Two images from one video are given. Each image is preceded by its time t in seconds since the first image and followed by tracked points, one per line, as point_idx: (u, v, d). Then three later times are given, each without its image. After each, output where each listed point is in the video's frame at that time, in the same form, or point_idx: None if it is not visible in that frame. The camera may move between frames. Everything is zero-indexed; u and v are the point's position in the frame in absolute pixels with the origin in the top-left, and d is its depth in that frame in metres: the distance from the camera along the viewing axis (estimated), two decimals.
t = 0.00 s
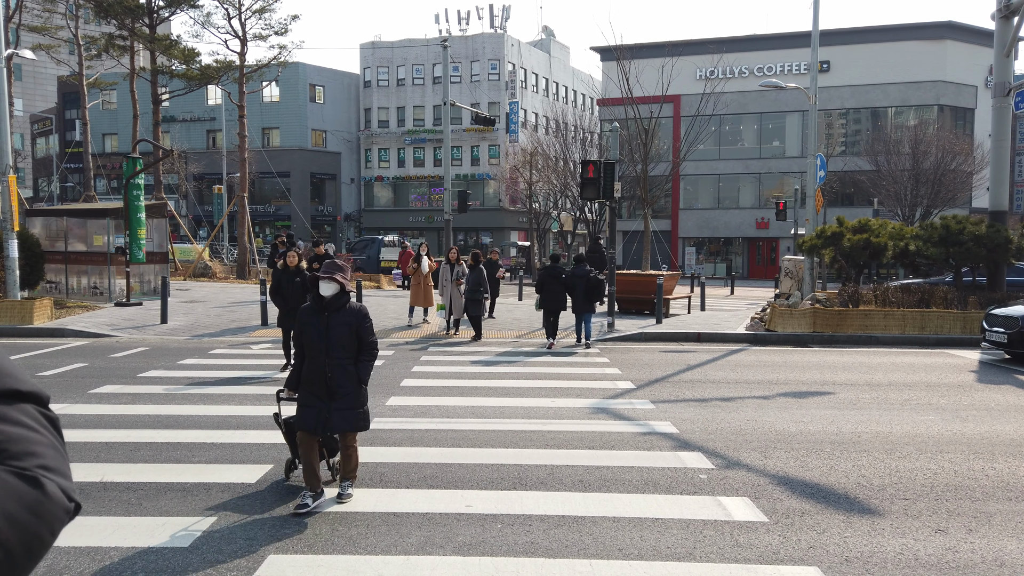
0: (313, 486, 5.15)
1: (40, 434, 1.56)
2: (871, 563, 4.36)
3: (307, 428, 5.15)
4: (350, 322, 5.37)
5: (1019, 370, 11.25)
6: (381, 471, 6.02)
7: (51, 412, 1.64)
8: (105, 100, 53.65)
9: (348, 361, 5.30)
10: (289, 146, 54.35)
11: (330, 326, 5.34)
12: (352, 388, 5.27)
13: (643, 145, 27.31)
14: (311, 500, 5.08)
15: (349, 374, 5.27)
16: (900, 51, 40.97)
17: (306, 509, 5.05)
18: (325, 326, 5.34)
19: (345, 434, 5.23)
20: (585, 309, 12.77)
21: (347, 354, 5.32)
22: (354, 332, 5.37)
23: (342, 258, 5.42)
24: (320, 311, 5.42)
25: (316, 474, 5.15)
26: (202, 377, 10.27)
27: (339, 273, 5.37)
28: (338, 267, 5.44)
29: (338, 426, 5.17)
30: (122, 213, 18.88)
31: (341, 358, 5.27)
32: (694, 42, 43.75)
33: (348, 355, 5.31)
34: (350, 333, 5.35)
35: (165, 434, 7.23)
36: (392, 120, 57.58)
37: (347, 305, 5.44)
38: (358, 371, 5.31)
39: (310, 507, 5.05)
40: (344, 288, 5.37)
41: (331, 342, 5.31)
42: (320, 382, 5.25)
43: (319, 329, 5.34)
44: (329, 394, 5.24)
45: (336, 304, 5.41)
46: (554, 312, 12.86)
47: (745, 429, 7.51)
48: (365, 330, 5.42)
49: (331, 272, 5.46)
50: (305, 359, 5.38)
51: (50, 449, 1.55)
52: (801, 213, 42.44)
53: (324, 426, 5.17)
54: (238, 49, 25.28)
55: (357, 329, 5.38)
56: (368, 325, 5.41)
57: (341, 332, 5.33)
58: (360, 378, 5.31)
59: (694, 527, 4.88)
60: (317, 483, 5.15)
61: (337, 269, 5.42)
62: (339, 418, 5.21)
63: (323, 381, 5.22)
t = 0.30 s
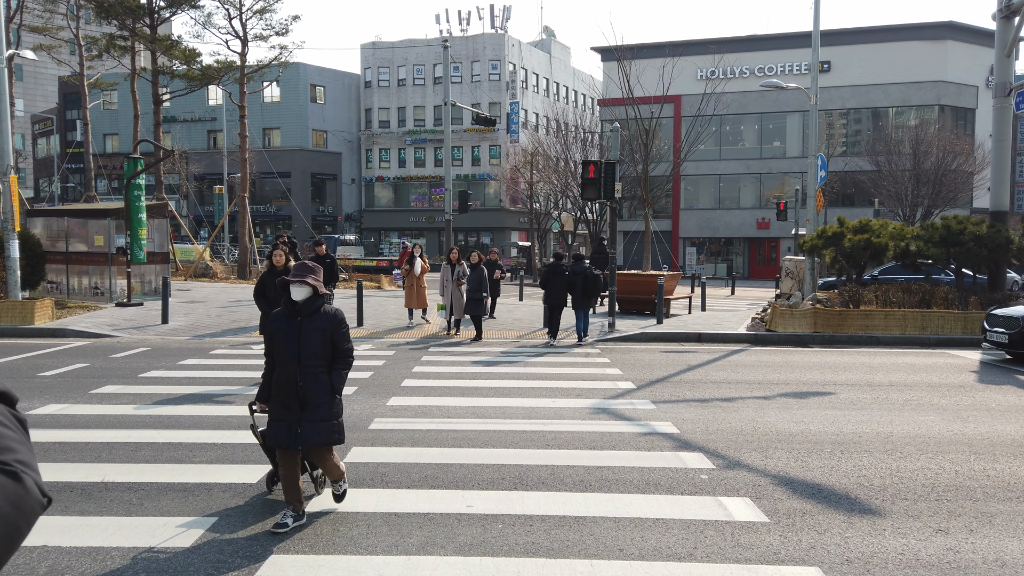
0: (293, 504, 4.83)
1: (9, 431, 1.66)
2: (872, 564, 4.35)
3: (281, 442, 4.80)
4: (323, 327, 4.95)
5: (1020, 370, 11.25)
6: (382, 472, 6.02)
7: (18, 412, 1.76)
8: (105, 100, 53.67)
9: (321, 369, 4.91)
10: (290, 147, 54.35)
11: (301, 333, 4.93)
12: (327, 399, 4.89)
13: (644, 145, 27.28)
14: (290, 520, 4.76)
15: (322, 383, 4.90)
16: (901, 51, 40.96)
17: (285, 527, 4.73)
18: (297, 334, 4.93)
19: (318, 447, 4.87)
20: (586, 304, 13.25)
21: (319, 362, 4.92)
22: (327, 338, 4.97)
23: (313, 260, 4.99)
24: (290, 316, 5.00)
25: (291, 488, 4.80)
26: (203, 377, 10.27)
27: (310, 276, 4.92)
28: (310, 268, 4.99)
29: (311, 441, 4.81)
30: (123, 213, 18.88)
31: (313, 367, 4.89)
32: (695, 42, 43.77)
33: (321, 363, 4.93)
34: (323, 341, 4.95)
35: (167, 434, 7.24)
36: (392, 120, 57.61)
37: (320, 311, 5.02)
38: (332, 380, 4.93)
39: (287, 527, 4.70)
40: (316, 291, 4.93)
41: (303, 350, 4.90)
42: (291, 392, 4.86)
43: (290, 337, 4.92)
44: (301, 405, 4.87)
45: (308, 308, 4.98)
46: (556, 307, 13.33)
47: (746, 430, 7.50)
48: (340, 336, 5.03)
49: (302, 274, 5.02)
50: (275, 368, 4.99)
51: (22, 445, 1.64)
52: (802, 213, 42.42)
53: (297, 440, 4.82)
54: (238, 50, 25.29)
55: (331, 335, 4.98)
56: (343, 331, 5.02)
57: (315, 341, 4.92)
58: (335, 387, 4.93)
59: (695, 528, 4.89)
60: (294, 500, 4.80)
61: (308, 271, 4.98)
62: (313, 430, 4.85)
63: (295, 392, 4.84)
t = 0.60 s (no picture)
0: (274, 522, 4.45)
1: None
2: (874, 564, 4.36)
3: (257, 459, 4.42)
4: (301, 335, 4.45)
5: (1021, 370, 11.25)
6: (384, 471, 6.03)
7: None
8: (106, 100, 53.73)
9: (301, 381, 4.44)
10: (291, 147, 54.37)
11: (277, 343, 4.43)
12: (306, 415, 4.43)
13: (645, 144, 27.26)
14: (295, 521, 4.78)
15: (300, 396, 4.43)
16: (903, 51, 40.96)
17: (273, 550, 4.23)
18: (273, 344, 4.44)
19: (297, 466, 4.43)
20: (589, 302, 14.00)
21: (298, 374, 4.44)
22: (306, 347, 4.47)
23: (291, 261, 4.46)
24: (265, 324, 4.49)
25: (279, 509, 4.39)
26: (204, 377, 10.28)
27: (287, 280, 4.40)
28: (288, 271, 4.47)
29: (288, 460, 4.36)
30: (124, 213, 18.88)
31: (291, 379, 4.41)
32: (696, 42, 43.75)
33: (300, 376, 4.45)
34: (302, 351, 4.45)
35: (169, 433, 7.26)
36: (394, 120, 57.65)
37: (300, 317, 4.51)
38: (313, 394, 4.45)
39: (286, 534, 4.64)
40: (295, 297, 4.43)
41: (279, 361, 4.42)
42: (267, 407, 4.41)
43: (266, 347, 4.43)
44: (279, 421, 4.42)
45: (286, 315, 4.48)
46: (560, 306, 14.02)
47: (746, 430, 7.51)
48: (320, 344, 4.52)
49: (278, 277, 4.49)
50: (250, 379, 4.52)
51: None
52: (804, 214, 42.40)
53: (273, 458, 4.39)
54: (240, 50, 25.33)
55: (310, 344, 4.48)
56: (323, 340, 4.52)
57: (292, 351, 4.42)
58: (315, 401, 4.45)
59: (696, 527, 4.89)
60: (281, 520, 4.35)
61: (285, 273, 4.47)
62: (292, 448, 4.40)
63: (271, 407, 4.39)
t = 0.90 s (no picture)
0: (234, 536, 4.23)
1: None
2: (876, 563, 4.35)
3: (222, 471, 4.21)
4: (270, 337, 4.25)
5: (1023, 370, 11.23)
6: (385, 471, 6.03)
7: None
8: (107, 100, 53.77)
9: (269, 388, 4.23)
10: (292, 147, 54.38)
11: (245, 346, 4.24)
12: (273, 424, 4.20)
13: (645, 144, 27.22)
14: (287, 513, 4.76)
15: (268, 404, 4.20)
16: (904, 51, 40.95)
17: (266, 564, 4.18)
18: (240, 346, 4.24)
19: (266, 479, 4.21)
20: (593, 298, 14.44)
21: (267, 379, 4.23)
22: (276, 351, 4.26)
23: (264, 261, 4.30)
24: (235, 326, 4.32)
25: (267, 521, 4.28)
26: (205, 377, 10.27)
27: (255, 278, 4.25)
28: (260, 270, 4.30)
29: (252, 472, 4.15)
30: (125, 213, 18.87)
31: (259, 385, 4.21)
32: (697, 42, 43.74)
33: (268, 381, 4.24)
34: (271, 354, 4.24)
35: (170, 433, 7.24)
36: (395, 120, 57.70)
37: (272, 318, 4.32)
38: (280, 403, 4.22)
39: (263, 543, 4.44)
40: (264, 297, 4.26)
41: (245, 365, 4.22)
42: (233, 415, 4.21)
43: (233, 348, 4.24)
44: (245, 429, 4.21)
45: (256, 316, 4.29)
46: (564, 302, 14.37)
47: (748, 430, 7.49)
48: (292, 350, 4.29)
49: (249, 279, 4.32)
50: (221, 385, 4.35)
51: None
52: (805, 214, 42.35)
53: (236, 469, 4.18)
54: (241, 50, 25.35)
55: (281, 348, 4.27)
56: (294, 344, 4.29)
57: (260, 355, 4.23)
58: (284, 409, 4.21)
59: (698, 527, 4.88)
60: (269, 533, 4.24)
61: (257, 273, 4.30)
62: (259, 459, 4.20)
63: (235, 415, 4.19)
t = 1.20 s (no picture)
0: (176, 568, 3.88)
1: None
2: (876, 564, 4.34)
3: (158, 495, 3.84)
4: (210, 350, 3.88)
5: None
6: (385, 471, 6.02)
7: None
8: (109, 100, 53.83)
9: (212, 406, 3.86)
10: (292, 147, 54.39)
11: (185, 360, 3.87)
12: (216, 446, 3.85)
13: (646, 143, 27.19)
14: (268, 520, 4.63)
15: (209, 423, 3.84)
16: (905, 51, 40.92)
17: (266, 562, 4.15)
18: (178, 361, 3.86)
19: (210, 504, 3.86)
20: (593, 292, 15.59)
21: (209, 396, 3.86)
22: (220, 366, 3.89)
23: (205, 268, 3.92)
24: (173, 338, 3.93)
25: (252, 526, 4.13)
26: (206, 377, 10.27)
27: (197, 287, 3.91)
28: (198, 278, 3.90)
29: (193, 497, 3.79)
30: (126, 213, 18.87)
31: (199, 402, 3.84)
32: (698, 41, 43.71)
33: (211, 399, 3.88)
34: (212, 369, 3.88)
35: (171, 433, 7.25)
36: (395, 120, 57.71)
37: (215, 330, 3.94)
38: (224, 423, 3.85)
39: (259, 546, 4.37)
40: (207, 308, 3.90)
41: (186, 381, 3.86)
42: (170, 436, 3.84)
43: (170, 363, 3.87)
44: (186, 450, 3.84)
45: (195, 327, 3.90)
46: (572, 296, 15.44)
47: (749, 430, 7.47)
48: (235, 365, 3.91)
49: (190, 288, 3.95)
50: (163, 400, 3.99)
51: None
52: (806, 214, 42.32)
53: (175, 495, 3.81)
54: (241, 50, 25.37)
55: (225, 362, 3.90)
56: (239, 357, 3.91)
57: (200, 370, 3.86)
58: (227, 430, 3.85)
59: (699, 527, 4.88)
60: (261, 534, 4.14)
61: (198, 281, 3.92)
62: (202, 482, 3.83)
63: (174, 435, 3.81)
